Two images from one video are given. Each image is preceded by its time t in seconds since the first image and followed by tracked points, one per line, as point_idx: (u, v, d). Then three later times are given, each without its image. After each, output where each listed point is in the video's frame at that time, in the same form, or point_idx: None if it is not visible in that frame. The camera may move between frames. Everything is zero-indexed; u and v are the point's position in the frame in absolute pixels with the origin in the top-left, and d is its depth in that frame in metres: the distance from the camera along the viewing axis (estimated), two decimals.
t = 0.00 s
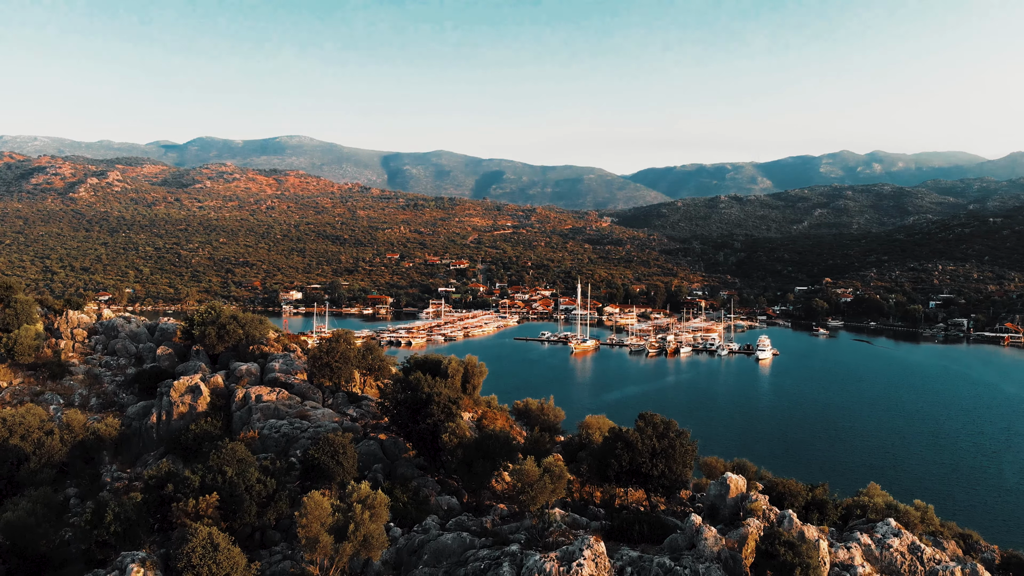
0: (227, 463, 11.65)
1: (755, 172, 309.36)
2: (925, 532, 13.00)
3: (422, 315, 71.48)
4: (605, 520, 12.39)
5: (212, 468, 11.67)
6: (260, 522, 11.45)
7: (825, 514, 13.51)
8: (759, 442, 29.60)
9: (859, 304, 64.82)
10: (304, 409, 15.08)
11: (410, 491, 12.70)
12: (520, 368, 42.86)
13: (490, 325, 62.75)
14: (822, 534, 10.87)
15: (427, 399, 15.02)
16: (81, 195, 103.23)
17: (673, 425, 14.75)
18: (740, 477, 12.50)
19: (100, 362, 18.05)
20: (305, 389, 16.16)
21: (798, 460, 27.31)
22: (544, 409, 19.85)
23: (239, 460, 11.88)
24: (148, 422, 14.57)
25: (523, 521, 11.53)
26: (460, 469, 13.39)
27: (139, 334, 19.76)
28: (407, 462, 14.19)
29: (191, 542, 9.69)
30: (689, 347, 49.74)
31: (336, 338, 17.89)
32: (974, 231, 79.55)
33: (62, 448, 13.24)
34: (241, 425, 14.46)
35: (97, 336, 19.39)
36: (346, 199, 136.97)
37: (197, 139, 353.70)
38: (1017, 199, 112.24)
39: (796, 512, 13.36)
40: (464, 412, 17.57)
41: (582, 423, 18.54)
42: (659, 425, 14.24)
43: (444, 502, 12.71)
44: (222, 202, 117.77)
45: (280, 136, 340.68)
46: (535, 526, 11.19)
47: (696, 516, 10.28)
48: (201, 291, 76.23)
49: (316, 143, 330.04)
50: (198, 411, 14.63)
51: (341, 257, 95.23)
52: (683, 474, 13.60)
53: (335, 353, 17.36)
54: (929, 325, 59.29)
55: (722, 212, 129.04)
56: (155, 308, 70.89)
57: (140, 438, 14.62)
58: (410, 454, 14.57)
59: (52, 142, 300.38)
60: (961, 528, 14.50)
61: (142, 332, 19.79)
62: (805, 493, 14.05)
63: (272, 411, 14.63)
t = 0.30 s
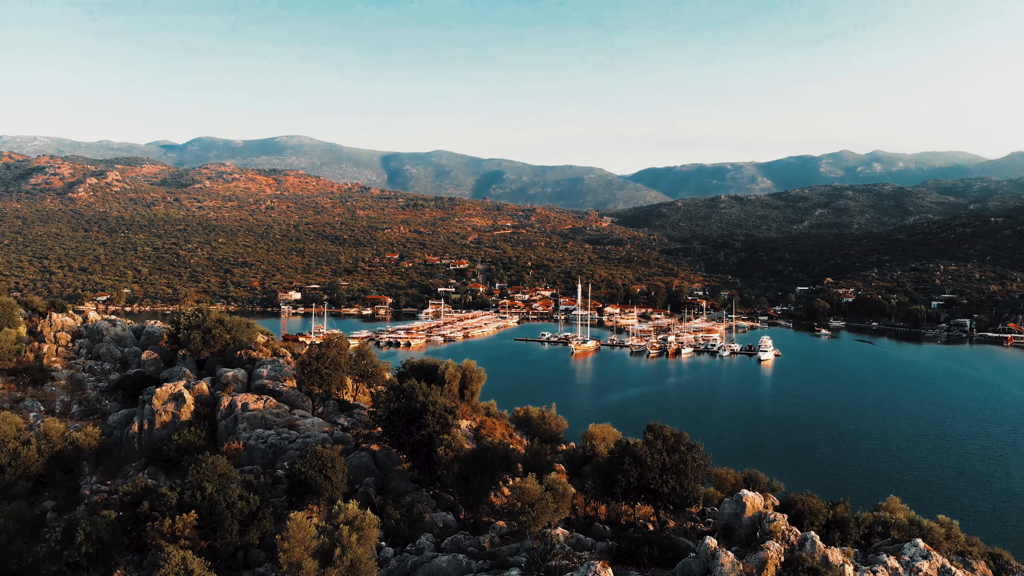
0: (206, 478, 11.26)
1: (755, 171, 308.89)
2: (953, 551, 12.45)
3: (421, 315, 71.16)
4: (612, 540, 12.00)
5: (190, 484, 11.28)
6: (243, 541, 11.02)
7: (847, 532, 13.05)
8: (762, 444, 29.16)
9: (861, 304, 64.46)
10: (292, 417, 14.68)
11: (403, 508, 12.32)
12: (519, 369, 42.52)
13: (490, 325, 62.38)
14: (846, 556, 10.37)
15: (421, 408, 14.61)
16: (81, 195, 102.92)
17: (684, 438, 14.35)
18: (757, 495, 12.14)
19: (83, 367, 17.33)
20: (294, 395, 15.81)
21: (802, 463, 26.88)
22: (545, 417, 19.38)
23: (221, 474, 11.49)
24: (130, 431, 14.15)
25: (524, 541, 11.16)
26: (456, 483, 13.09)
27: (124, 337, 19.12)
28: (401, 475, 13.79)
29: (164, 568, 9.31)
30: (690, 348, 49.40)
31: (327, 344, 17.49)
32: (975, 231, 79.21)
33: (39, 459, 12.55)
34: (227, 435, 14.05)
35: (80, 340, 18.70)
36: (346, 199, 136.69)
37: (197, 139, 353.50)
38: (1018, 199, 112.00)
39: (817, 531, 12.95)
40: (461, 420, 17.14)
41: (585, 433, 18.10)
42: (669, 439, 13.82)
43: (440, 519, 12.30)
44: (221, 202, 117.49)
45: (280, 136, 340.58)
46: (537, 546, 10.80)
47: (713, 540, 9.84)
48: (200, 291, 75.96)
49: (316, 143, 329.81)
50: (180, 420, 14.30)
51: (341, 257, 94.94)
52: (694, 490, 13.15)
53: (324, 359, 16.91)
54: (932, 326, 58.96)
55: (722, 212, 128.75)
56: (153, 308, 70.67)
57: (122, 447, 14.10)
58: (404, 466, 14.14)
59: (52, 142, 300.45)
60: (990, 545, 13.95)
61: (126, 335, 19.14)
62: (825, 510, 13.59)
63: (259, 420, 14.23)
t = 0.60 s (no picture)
0: (183, 496, 10.48)
1: (755, 171, 308.62)
2: None
3: (421, 316, 70.79)
4: (620, 565, 11.61)
5: (165, 502, 10.47)
6: (221, 564, 10.30)
7: (872, 555, 12.58)
8: (766, 447, 28.73)
9: (863, 305, 64.04)
10: (278, 429, 14.04)
11: (395, 527, 11.81)
12: (518, 371, 42.20)
13: (489, 326, 62.03)
14: None
15: (414, 419, 13.94)
16: (80, 195, 102.56)
17: (697, 452, 13.77)
18: (774, 516, 11.93)
19: (66, 373, 16.34)
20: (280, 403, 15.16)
21: (808, 466, 26.44)
22: (545, 428, 18.78)
23: (200, 492, 10.75)
24: (108, 441, 13.49)
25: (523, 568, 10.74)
26: (451, 500, 12.56)
27: (108, 341, 18.15)
28: (392, 490, 13.28)
29: None
30: (691, 349, 48.98)
31: (315, 350, 16.60)
32: (977, 231, 78.84)
33: (11, 472, 11.86)
34: (210, 446, 13.50)
35: (63, 345, 17.60)
36: (346, 199, 136.31)
37: (197, 139, 353.12)
38: (1019, 199, 111.61)
39: (841, 554, 12.53)
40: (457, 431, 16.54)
41: (587, 444, 17.52)
42: (681, 455, 13.23)
43: (434, 538, 11.81)
44: (221, 202, 117.15)
45: (280, 137, 340.33)
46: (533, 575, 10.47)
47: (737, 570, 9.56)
48: (199, 291, 75.65)
49: (316, 143, 329.48)
50: (161, 430, 13.51)
51: (340, 257, 94.59)
52: (706, 509, 12.67)
53: (312, 365, 15.98)
54: (934, 327, 58.62)
55: (723, 212, 128.38)
56: (152, 308, 70.42)
57: (101, 459, 13.52)
58: (396, 480, 13.61)
59: (53, 142, 300.30)
60: None
61: (110, 340, 18.14)
62: (849, 532, 13.11)
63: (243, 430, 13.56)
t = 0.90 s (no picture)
0: (154, 519, 9.45)
1: (755, 171, 308.36)
2: None
3: (420, 316, 70.31)
4: None
5: (131, 526, 9.48)
6: None
7: None
8: (771, 450, 28.28)
9: (864, 305, 63.74)
10: (262, 440, 12.59)
11: (384, 549, 10.24)
12: (519, 372, 41.64)
13: (489, 327, 61.56)
14: None
15: (405, 433, 12.57)
16: (78, 195, 102.16)
17: (711, 469, 12.98)
18: (798, 542, 11.89)
19: (43, 379, 14.86)
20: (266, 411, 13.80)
21: (814, 471, 25.99)
22: (547, 440, 17.75)
23: (173, 515, 9.60)
24: (81, 456, 11.78)
25: None
26: (445, 522, 11.39)
27: (88, 347, 16.67)
28: (382, 510, 11.82)
29: None
30: (693, 350, 48.50)
31: (301, 359, 15.28)
32: (979, 230, 78.45)
33: None
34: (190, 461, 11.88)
35: (41, 351, 16.25)
36: (345, 199, 135.98)
37: (197, 139, 353.03)
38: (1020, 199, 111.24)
39: None
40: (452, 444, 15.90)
41: (592, 458, 16.75)
42: (695, 475, 12.54)
43: (426, 563, 10.45)
44: (220, 202, 116.77)
45: (280, 137, 340.31)
46: None
47: None
48: (197, 292, 75.23)
49: (316, 143, 329.34)
50: (138, 443, 11.99)
51: (339, 258, 94.17)
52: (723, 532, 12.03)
53: (297, 374, 14.54)
54: (937, 327, 58.22)
55: (723, 212, 128.06)
56: (150, 309, 70.00)
57: (73, 476, 11.74)
58: (385, 498, 12.22)
59: (52, 142, 300.27)
60: None
61: (92, 344, 16.68)
62: (877, 556, 12.57)
63: (224, 443, 12.08)
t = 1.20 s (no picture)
0: (125, 540, 8.99)
1: (755, 171, 307.90)
2: None
3: (419, 317, 70.03)
4: None
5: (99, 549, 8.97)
6: None
7: None
8: (773, 453, 28.00)
9: (866, 305, 63.65)
10: (246, 452, 11.98)
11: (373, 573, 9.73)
12: (518, 373, 41.41)
13: (489, 327, 61.31)
14: None
15: (398, 446, 11.92)
16: (77, 195, 101.85)
17: (730, 490, 12.48)
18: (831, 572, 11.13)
19: (20, 384, 14.26)
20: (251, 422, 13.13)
21: (818, 474, 25.67)
22: (550, 452, 16.66)
23: (146, 536, 9.12)
24: (56, 467, 11.34)
25: None
26: (440, 545, 10.69)
27: (70, 351, 16.14)
28: (372, 529, 11.16)
29: None
30: (694, 350, 48.18)
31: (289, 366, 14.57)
32: (980, 230, 78.10)
33: None
34: (168, 475, 11.33)
35: (21, 354, 15.54)
36: (345, 199, 135.60)
37: (196, 139, 352.46)
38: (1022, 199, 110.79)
39: None
40: (449, 455, 15.31)
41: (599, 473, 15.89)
42: (713, 497, 11.88)
43: None
44: (219, 202, 116.40)
45: (280, 137, 339.94)
46: None
47: None
48: (195, 292, 74.95)
49: (316, 143, 328.90)
50: (115, 455, 11.48)
51: (339, 258, 93.86)
52: (741, 559, 11.23)
53: (282, 382, 13.77)
54: (939, 327, 57.89)
55: (723, 212, 127.65)
56: (148, 309, 69.74)
57: (48, 488, 11.33)
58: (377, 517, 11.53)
59: (52, 142, 299.87)
60: None
61: (74, 349, 16.16)
62: None
63: (205, 456, 11.51)
